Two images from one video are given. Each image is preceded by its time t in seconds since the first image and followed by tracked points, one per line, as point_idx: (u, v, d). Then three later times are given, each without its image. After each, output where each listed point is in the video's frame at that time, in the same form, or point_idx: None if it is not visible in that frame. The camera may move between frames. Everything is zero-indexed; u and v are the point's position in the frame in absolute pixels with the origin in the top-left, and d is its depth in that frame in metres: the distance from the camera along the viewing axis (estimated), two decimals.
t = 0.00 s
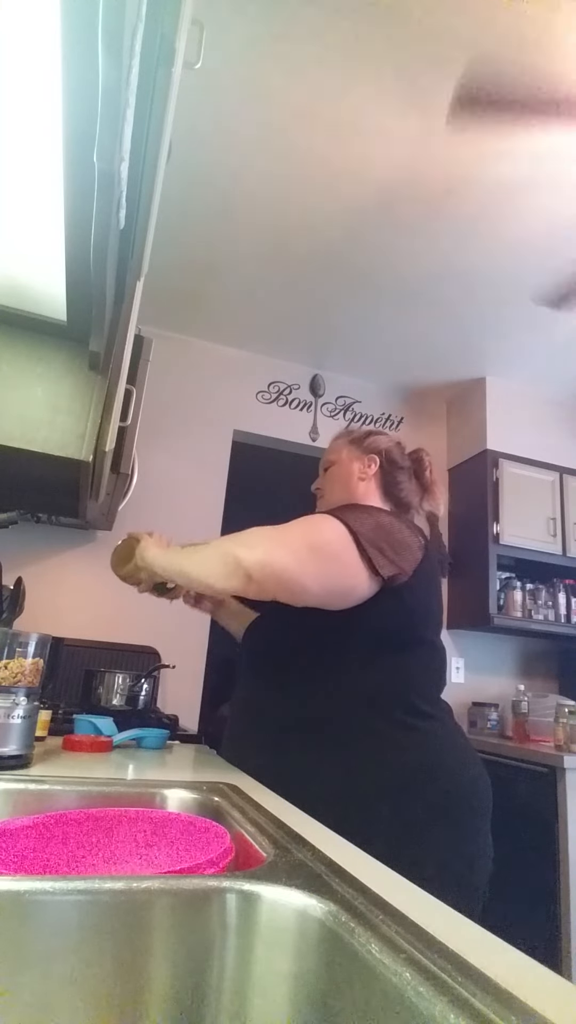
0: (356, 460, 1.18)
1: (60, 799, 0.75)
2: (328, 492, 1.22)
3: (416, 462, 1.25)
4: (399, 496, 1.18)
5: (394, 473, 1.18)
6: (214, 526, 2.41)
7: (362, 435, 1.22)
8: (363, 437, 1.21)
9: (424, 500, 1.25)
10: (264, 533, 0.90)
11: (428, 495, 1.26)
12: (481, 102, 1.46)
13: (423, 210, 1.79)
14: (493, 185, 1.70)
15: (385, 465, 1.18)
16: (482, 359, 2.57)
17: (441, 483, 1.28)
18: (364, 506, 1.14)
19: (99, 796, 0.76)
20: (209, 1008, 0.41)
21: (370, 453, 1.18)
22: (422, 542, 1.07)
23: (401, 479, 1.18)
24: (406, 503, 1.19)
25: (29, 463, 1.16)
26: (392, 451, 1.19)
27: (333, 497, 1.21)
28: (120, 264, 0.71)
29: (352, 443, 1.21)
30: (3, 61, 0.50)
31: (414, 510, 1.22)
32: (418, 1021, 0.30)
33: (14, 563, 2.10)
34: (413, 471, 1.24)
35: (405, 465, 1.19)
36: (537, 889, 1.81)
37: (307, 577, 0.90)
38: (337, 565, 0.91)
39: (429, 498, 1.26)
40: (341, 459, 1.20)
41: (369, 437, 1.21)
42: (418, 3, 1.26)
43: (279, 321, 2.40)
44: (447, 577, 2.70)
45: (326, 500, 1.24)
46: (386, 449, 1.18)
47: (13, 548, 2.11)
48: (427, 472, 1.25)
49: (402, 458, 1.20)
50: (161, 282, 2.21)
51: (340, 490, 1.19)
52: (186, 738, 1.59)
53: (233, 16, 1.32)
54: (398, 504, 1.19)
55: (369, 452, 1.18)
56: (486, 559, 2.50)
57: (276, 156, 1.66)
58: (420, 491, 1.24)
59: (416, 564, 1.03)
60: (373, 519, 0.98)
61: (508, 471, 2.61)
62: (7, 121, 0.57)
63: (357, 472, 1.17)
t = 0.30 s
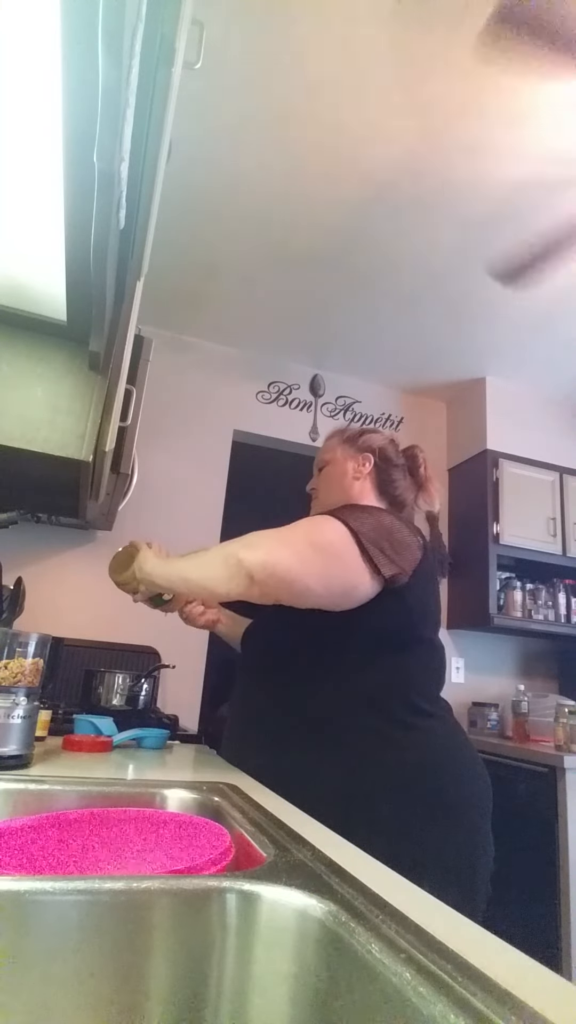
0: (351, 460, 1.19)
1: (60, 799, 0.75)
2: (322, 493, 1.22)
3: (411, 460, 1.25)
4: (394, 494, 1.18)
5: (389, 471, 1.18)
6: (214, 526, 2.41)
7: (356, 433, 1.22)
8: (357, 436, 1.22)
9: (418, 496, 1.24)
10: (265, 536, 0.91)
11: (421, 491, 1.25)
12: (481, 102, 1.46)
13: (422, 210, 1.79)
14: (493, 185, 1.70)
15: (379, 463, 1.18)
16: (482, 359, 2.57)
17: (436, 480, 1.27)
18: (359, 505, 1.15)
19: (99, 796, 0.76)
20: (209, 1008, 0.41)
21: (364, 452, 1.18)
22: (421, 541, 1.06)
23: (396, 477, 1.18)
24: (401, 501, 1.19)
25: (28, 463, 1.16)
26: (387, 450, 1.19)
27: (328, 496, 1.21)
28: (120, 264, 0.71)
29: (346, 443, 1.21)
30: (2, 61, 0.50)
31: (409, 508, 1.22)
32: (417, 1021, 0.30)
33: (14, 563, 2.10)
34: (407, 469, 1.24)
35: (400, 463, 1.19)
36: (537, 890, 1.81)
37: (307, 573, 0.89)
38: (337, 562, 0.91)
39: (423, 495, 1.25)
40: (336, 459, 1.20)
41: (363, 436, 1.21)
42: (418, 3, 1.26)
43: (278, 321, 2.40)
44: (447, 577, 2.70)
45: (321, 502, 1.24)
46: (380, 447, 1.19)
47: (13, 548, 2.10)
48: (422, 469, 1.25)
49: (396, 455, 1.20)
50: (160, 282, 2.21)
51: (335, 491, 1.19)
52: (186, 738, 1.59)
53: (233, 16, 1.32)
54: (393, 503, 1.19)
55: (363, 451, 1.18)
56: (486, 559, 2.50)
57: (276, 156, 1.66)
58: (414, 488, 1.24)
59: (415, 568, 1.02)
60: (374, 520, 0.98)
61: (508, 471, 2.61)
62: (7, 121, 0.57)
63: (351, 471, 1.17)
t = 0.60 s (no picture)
0: (343, 461, 1.19)
1: (60, 799, 0.75)
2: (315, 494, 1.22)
3: (404, 460, 1.27)
4: (387, 496, 1.16)
5: (380, 472, 1.17)
6: (213, 526, 2.41)
7: (349, 435, 1.23)
8: (350, 438, 1.22)
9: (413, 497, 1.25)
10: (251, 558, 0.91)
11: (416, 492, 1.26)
12: (481, 102, 1.46)
13: (422, 210, 1.79)
14: (493, 185, 1.70)
15: (371, 464, 1.17)
16: (482, 359, 2.57)
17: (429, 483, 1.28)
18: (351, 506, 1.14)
19: (99, 796, 0.76)
20: (210, 1008, 0.41)
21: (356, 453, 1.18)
22: (410, 539, 1.06)
23: (388, 479, 1.17)
24: (394, 503, 1.17)
25: (28, 463, 1.16)
26: (380, 451, 1.19)
27: (321, 498, 1.21)
28: (120, 264, 0.71)
29: (339, 445, 1.21)
30: (2, 60, 0.50)
31: (405, 511, 1.20)
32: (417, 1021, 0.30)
33: (14, 563, 2.10)
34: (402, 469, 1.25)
35: (392, 464, 1.19)
36: (536, 890, 1.81)
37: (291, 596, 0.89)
38: (322, 575, 0.91)
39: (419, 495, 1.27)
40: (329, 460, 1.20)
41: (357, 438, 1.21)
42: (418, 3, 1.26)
43: (279, 321, 2.40)
44: (447, 577, 2.70)
45: (314, 503, 1.24)
46: (372, 449, 1.19)
47: (13, 548, 2.11)
48: (416, 470, 1.26)
49: (388, 456, 1.20)
50: (160, 282, 2.21)
51: (328, 493, 1.19)
52: (186, 737, 1.59)
53: (233, 16, 1.32)
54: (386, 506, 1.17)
55: (355, 452, 1.18)
56: (486, 559, 2.50)
57: (276, 156, 1.66)
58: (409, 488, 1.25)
59: (406, 564, 1.03)
60: (359, 523, 0.97)
61: (507, 471, 2.61)
62: (6, 122, 0.57)
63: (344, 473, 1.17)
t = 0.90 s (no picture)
0: (329, 463, 1.20)
1: (60, 799, 0.75)
2: (306, 498, 1.24)
3: (393, 460, 1.25)
4: (372, 495, 1.16)
5: (366, 472, 1.18)
6: (213, 526, 2.41)
7: (339, 440, 1.25)
8: (338, 442, 1.24)
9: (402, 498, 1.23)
10: (229, 587, 0.91)
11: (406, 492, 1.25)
12: (480, 102, 1.46)
13: (422, 210, 1.79)
14: (493, 185, 1.70)
15: (357, 465, 1.18)
16: (481, 359, 2.57)
17: (420, 485, 1.26)
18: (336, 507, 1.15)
19: (99, 796, 0.76)
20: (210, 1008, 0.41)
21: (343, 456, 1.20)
22: (392, 534, 1.07)
23: (375, 479, 1.18)
24: (380, 502, 1.17)
25: (28, 463, 1.16)
26: (367, 451, 1.20)
27: (310, 502, 1.23)
28: (120, 264, 0.71)
29: (326, 449, 1.23)
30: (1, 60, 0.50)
31: (391, 510, 1.20)
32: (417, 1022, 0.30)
33: (14, 563, 2.10)
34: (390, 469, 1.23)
35: (379, 464, 1.19)
36: (536, 890, 1.81)
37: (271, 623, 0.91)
38: (300, 588, 0.92)
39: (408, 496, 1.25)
40: (318, 464, 1.23)
41: (345, 442, 1.23)
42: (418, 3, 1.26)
43: (278, 321, 2.40)
44: (447, 577, 2.70)
45: (304, 504, 1.25)
46: (358, 450, 1.20)
47: (13, 548, 2.10)
48: (406, 470, 1.24)
49: (376, 457, 1.20)
50: (160, 282, 2.21)
51: (316, 495, 1.21)
52: (186, 737, 1.59)
53: (233, 16, 1.32)
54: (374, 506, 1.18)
55: (341, 454, 1.19)
56: (486, 559, 2.50)
57: (276, 155, 1.66)
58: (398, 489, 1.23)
59: (389, 557, 1.03)
60: (336, 527, 0.98)
61: (507, 471, 2.61)
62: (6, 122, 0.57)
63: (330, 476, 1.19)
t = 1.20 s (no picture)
0: (312, 470, 1.23)
1: (60, 799, 0.75)
2: (295, 509, 1.27)
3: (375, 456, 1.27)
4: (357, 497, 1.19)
5: (349, 473, 1.20)
6: (213, 526, 2.41)
7: (320, 442, 1.27)
8: (319, 447, 1.26)
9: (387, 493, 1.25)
10: (214, 613, 0.93)
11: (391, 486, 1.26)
12: (480, 102, 1.46)
13: (422, 210, 1.79)
14: (493, 185, 1.70)
15: (340, 466, 1.21)
16: (481, 359, 2.57)
17: (404, 476, 1.28)
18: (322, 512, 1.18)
19: (99, 796, 0.76)
20: (210, 1008, 0.41)
21: (324, 461, 1.22)
22: (373, 533, 1.09)
23: (357, 479, 1.20)
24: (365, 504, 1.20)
25: (28, 463, 1.16)
26: (346, 451, 1.22)
27: (299, 510, 1.25)
28: (120, 264, 0.71)
29: (308, 455, 1.26)
30: (1, 61, 0.50)
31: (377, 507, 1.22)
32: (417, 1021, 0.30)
33: (14, 563, 2.10)
34: (372, 466, 1.25)
35: (361, 462, 1.22)
36: (536, 890, 1.81)
37: (261, 640, 0.92)
38: (280, 596, 0.93)
39: (392, 490, 1.26)
40: (301, 472, 1.25)
41: (325, 445, 1.25)
42: (418, 4, 1.27)
43: (279, 321, 2.40)
44: (447, 577, 2.70)
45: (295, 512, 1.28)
46: (338, 451, 1.22)
47: (13, 547, 2.10)
48: (389, 463, 1.26)
49: (358, 454, 1.23)
50: (161, 282, 2.21)
51: (303, 501, 1.23)
52: (186, 737, 1.60)
53: (233, 16, 1.32)
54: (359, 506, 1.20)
55: (322, 459, 1.22)
56: (486, 559, 2.50)
57: (276, 155, 1.66)
58: (382, 483, 1.24)
59: (369, 557, 1.06)
60: (315, 533, 1.00)
61: (508, 471, 2.61)
62: (7, 124, 0.58)
63: (313, 482, 1.21)
